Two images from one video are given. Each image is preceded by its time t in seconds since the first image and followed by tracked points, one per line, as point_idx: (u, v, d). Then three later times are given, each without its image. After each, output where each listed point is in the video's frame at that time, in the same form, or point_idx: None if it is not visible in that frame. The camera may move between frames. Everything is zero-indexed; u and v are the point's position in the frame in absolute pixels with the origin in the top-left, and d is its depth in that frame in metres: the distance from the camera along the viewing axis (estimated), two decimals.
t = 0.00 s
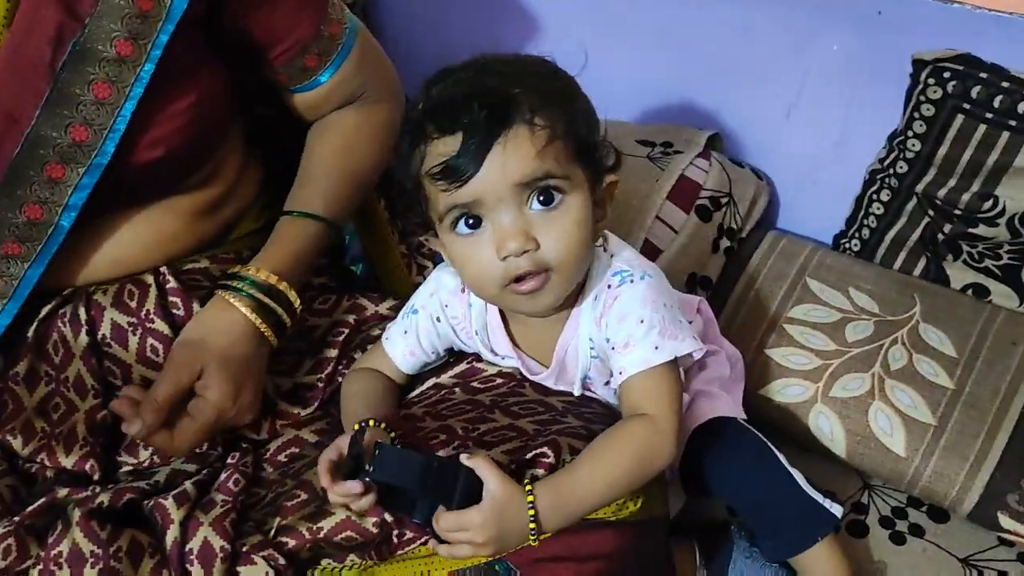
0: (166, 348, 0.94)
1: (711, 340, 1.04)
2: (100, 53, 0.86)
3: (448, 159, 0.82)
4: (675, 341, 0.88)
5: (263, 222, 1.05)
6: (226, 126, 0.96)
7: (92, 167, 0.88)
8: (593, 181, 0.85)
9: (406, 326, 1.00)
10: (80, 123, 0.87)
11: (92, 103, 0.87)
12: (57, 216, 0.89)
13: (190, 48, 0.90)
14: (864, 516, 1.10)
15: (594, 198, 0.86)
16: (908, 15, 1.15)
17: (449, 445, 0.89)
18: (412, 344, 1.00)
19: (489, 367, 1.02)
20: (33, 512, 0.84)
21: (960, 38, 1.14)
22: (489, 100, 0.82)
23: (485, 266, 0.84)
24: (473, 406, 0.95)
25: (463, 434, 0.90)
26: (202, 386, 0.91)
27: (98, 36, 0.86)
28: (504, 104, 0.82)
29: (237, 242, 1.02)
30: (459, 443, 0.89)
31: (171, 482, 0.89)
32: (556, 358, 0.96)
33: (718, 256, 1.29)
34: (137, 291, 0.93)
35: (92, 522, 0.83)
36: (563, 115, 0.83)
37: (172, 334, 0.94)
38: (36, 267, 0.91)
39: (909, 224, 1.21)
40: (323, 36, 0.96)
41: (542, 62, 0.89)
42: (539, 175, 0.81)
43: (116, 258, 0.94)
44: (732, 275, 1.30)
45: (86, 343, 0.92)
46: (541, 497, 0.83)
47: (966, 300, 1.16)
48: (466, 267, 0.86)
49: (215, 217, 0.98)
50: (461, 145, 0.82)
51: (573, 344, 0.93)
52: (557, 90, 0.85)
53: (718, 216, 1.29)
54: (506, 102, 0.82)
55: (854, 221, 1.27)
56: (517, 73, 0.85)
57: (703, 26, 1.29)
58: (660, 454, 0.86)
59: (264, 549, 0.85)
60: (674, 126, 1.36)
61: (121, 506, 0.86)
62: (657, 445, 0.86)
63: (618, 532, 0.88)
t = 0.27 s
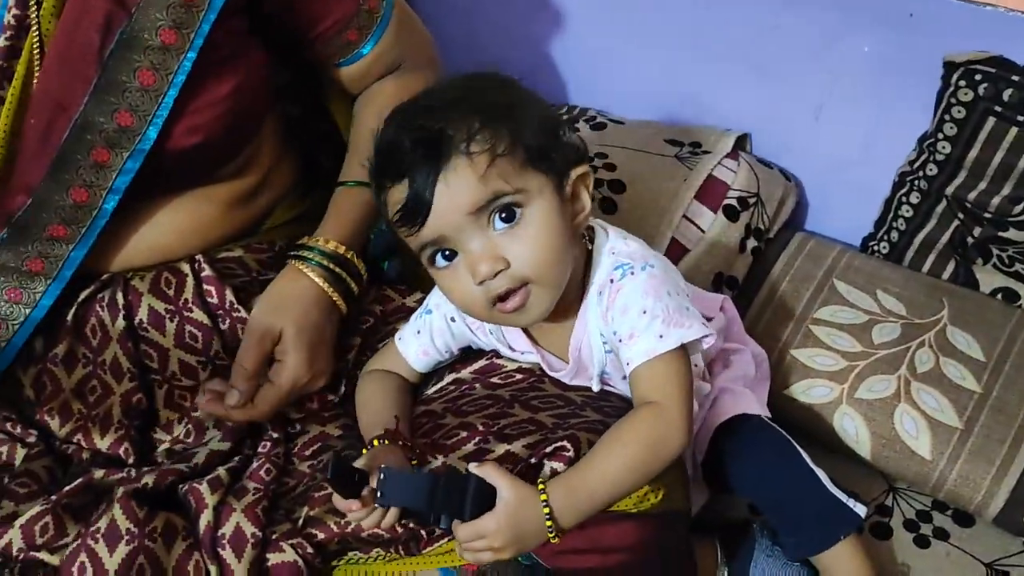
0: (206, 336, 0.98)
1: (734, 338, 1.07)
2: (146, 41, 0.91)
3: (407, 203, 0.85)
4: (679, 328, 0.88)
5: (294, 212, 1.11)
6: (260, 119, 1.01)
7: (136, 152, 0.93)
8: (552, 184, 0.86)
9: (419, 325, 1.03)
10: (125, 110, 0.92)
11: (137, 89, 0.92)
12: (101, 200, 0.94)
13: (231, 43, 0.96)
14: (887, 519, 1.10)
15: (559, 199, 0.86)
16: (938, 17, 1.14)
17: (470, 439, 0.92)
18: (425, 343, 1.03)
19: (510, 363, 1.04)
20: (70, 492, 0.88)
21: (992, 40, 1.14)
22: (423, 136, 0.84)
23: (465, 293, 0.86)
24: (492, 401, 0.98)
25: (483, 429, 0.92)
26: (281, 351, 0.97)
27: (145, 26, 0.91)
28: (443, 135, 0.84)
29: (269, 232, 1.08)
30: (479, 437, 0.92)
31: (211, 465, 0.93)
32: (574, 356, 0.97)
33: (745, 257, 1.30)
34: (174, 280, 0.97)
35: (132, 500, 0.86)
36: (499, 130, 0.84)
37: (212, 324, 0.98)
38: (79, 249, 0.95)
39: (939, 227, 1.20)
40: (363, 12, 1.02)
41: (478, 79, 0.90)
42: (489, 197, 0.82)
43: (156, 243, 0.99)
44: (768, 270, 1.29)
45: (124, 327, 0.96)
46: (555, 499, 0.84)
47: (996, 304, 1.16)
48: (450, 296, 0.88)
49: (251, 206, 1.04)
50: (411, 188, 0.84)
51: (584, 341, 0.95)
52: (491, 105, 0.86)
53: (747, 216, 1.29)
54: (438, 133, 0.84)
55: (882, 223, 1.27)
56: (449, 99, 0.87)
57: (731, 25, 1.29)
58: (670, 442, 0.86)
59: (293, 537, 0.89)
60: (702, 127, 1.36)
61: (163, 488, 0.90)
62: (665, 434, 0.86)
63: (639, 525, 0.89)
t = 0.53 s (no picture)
0: (239, 326, 1.00)
1: (757, 337, 1.08)
2: (192, 36, 0.93)
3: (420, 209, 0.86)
4: (695, 317, 0.88)
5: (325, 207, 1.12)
6: (293, 111, 1.02)
7: (179, 144, 0.96)
8: (557, 175, 0.86)
9: (440, 324, 1.04)
10: (170, 102, 0.94)
11: (182, 83, 0.94)
12: (145, 189, 0.96)
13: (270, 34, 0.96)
14: (911, 523, 1.09)
15: (566, 190, 0.86)
16: (971, 20, 1.14)
17: (491, 433, 0.93)
18: (446, 342, 1.04)
19: (533, 359, 1.05)
20: (106, 479, 0.89)
21: None
22: (425, 142, 0.86)
23: (481, 290, 0.87)
24: (513, 395, 0.99)
25: (505, 422, 0.94)
26: (330, 316, 1.01)
27: (192, 21, 0.92)
28: (443, 138, 0.85)
29: (300, 225, 1.09)
30: (502, 430, 0.93)
31: (246, 449, 0.96)
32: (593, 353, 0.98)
33: (772, 260, 1.29)
34: (208, 270, 1.00)
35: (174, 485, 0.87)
36: (498, 129, 0.85)
37: (243, 313, 1.00)
38: (121, 238, 0.98)
39: (968, 232, 1.20)
40: None
41: (480, 82, 0.91)
42: (495, 194, 0.83)
43: (196, 236, 1.00)
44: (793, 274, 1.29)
45: (158, 315, 0.98)
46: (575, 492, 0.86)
47: None
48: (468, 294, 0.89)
49: (284, 200, 1.05)
50: (420, 194, 0.86)
51: (603, 334, 0.95)
52: (490, 106, 0.87)
53: (774, 218, 1.29)
54: (440, 137, 0.85)
55: (910, 228, 1.26)
56: (449, 104, 0.88)
57: (763, 26, 1.29)
58: (685, 430, 0.87)
59: (320, 528, 0.91)
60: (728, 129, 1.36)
61: (201, 472, 0.92)
62: (680, 422, 0.87)
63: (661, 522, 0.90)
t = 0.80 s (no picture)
0: (256, 323, 0.99)
1: (775, 344, 1.08)
2: (226, 37, 0.94)
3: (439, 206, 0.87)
4: (712, 323, 0.87)
5: (348, 207, 1.13)
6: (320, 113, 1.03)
7: (211, 142, 0.97)
8: (576, 176, 0.86)
9: (458, 326, 1.05)
10: (204, 102, 0.96)
11: (216, 83, 0.95)
12: (175, 187, 0.98)
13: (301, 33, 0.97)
14: (930, 534, 1.08)
15: (586, 191, 0.87)
16: (997, 27, 1.14)
17: (506, 436, 0.94)
18: (463, 344, 1.04)
19: (550, 363, 1.05)
20: (126, 477, 0.91)
21: None
22: (445, 144, 0.87)
23: (502, 291, 0.87)
24: (529, 398, 0.99)
25: (520, 425, 0.95)
26: (402, 279, 1.05)
27: (227, 23, 0.94)
28: (463, 141, 0.86)
29: (322, 226, 1.09)
30: (517, 433, 0.94)
31: (264, 454, 0.97)
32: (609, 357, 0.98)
33: (792, 267, 1.29)
34: (230, 268, 1.01)
35: (189, 483, 0.89)
36: (516, 131, 0.85)
37: (262, 308, 1.00)
38: (151, 235, 0.99)
39: (990, 241, 1.19)
40: None
41: (496, 87, 0.92)
42: (516, 196, 0.84)
43: (220, 237, 1.01)
44: (811, 283, 1.29)
45: (180, 313, 0.99)
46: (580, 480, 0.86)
47: None
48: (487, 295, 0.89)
49: (307, 201, 1.06)
50: (441, 196, 0.86)
51: (620, 339, 0.95)
52: (509, 109, 0.88)
53: (793, 225, 1.28)
54: (459, 139, 0.86)
55: (931, 236, 1.25)
56: (467, 109, 0.88)
57: (783, 33, 1.29)
58: (701, 436, 0.87)
59: (337, 529, 0.91)
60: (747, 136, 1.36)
61: (220, 472, 0.93)
62: (698, 427, 0.86)
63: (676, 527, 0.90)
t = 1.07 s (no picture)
0: (264, 326, 0.99)
1: (786, 352, 1.07)
2: (244, 37, 0.95)
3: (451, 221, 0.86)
4: (725, 331, 0.87)
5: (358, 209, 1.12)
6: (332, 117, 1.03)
7: (226, 142, 0.97)
8: (587, 187, 0.86)
9: (467, 332, 1.04)
10: (220, 101, 0.96)
11: (233, 83, 0.96)
12: (190, 185, 0.98)
13: (316, 35, 0.98)
14: (940, 545, 1.07)
15: (598, 202, 0.86)
16: (1011, 33, 1.12)
17: (514, 442, 0.93)
18: (472, 350, 1.04)
19: (557, 369, 1.05)
20: (132, 479, 0.91)
21: None
22: (454, 156, 0.86)
23: (515, 303, 0.86)
24: (538, 405, 0.99)
25: (528, 433, 0.94)
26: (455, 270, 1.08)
27: (245, 23, 0.95)
28: (475, 153, 0.85)
29: (332, 230, 1.09)
30: (524, 440, 0.93)
31: (269, 459, 0.96)
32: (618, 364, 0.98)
33: (803, 274, 1.28)
34: (240, 270, 1.00)
35: (193, 486, 0.88)
36: (526, 143, 0.85)
37: (270, 310, 1.00)
38: (163, 235, 0.99)
39: (1003, 250, 1.17)
40: None
41: (504, 96, 0.92)
42: (528, 209, 0.83)
43: (229, 240, 1.01)
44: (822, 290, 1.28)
45: (189, 315, 0.99)
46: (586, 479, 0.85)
47: None
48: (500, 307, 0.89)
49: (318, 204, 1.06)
50: (453, 210, 0.86)
51: (631, 347, 0.95)
52: (518, 120, 0.87)
53: (804, 232, 1.28)
54: (469, 152, 0.86)
55: (944, 244, 1.24)
56: (476, 120, 0.88)
57: (797, 40, 1.28)
58: (711, 443, 0.86)
59: (342, 533, 0.90)
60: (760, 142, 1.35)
61: (225, 475, 0.93)
62: (709, 434, 0.86)
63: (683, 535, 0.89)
